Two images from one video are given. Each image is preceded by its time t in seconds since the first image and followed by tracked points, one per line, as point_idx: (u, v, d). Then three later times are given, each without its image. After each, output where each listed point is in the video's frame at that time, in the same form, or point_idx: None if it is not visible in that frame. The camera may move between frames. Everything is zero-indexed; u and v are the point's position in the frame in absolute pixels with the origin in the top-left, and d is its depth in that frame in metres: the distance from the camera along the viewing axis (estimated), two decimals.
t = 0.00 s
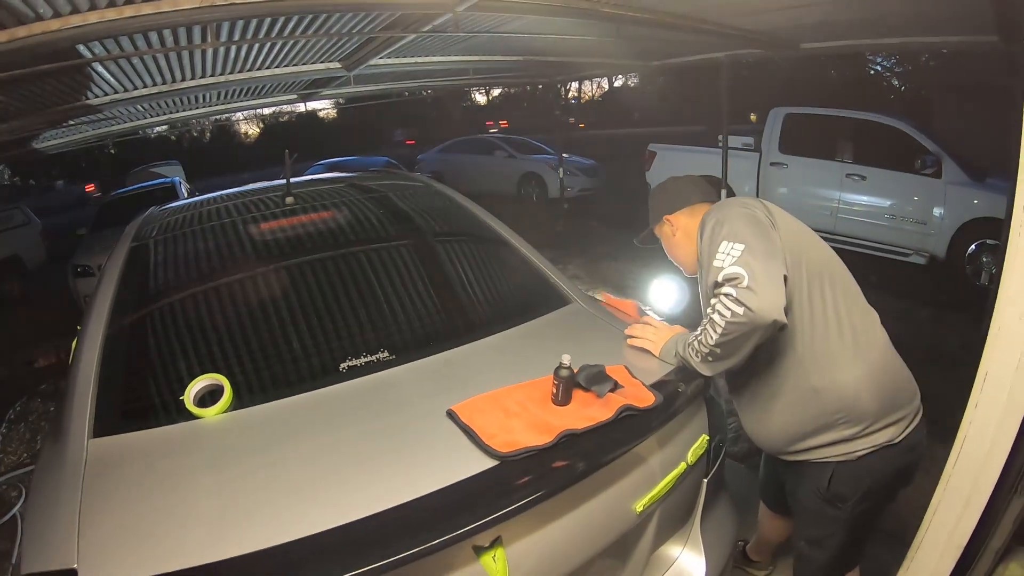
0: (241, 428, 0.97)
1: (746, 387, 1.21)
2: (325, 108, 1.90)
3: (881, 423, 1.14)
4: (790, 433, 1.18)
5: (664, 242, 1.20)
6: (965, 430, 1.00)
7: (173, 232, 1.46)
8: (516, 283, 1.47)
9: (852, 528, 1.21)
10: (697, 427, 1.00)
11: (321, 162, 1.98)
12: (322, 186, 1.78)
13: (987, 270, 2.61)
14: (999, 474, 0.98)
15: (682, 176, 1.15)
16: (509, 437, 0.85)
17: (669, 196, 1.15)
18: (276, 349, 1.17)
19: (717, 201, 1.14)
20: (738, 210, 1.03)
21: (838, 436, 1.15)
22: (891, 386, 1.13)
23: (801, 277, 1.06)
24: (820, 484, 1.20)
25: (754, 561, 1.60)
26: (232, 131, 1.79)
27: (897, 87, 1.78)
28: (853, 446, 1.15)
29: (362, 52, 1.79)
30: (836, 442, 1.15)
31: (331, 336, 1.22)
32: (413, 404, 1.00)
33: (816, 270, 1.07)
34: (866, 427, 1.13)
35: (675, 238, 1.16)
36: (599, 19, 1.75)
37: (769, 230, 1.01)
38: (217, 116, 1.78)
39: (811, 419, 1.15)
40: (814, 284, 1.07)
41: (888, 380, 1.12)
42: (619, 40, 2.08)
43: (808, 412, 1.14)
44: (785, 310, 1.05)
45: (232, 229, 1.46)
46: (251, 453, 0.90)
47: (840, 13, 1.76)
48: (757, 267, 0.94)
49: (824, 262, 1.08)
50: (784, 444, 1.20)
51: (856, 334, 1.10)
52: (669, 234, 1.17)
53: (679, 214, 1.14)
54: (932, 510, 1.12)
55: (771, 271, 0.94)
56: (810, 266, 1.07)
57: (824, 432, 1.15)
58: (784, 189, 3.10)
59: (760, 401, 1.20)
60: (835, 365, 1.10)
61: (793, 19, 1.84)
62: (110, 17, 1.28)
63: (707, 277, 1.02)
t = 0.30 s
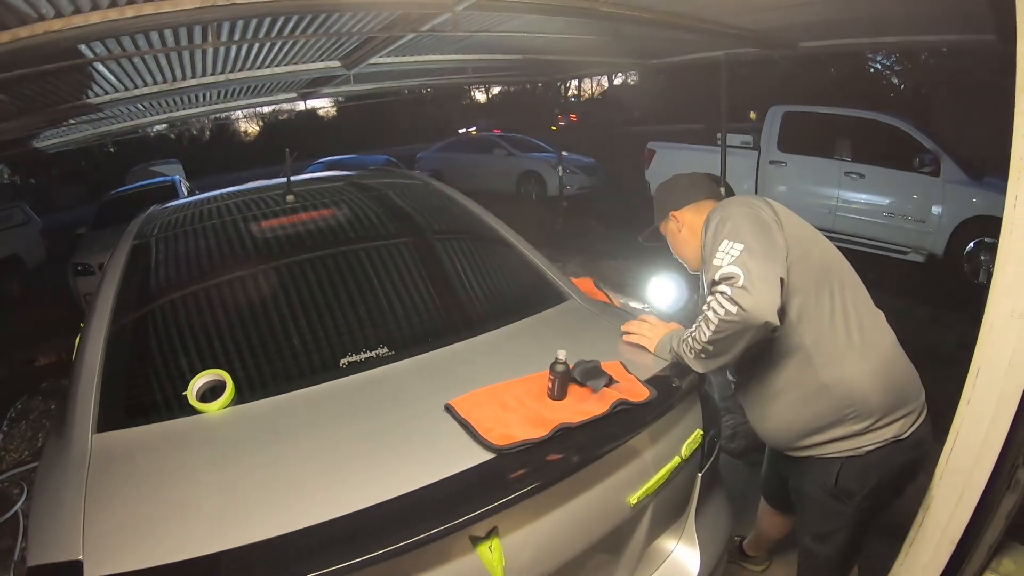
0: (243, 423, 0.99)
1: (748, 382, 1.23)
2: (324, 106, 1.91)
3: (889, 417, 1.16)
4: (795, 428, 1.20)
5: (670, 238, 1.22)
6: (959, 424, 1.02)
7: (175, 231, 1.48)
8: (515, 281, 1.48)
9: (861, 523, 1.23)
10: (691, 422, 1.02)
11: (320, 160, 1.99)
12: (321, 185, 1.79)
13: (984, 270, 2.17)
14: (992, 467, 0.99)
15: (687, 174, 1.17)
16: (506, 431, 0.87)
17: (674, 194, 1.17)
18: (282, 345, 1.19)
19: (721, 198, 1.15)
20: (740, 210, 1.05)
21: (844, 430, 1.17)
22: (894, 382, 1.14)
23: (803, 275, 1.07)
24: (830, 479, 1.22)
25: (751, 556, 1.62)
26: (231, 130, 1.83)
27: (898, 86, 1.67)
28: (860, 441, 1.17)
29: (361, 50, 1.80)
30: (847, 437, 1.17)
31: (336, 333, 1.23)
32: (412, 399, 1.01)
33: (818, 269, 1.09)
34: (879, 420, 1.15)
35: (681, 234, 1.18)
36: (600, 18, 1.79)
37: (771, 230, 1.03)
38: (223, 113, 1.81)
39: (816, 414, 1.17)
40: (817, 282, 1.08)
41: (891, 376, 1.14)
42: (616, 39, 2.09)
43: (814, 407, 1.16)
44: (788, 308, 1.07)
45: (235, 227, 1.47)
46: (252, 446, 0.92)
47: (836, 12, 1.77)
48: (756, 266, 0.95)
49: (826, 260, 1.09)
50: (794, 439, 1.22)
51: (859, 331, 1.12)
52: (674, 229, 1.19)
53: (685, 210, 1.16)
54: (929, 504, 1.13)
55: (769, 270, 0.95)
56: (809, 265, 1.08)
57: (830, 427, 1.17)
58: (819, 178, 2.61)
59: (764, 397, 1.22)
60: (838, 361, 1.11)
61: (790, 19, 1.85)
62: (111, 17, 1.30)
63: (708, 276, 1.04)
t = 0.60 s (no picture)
0: (245, 420, 0.99)
1: (742, 378, 1.24)
2: (323, 106, 1.93)
3: (876, 415, 1.16)
4: (786, 425, 1.21)
5: (675, 247, 1.22)
6: (956, 417, 1.03)
7: (176, 229, 1.48)
8: (516, 279, 1.49)
9: (846, 524, 1.24)
10: (691, 418, 1.03)
11: (320, 159, 1.99)
12: (322, 184, 1.79)
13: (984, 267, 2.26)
14: (991, 461, 0.99)
15: (688, 185, 1.19)
16: (508, 426, 0.88)
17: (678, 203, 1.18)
18: (279, 342, 1.20)
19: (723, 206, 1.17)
20: (735, 212, 1.07)
21: (829, 428, 1.17)
22: (886, 380, 1.15)
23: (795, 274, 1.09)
24: (814, 474, 1.23)
25: (749, 552, 1.63)
26: (231, 128, 1.81)
27: (897, 85, 1.70)
28: (846, 439, 1.18)
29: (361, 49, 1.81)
30: (830, 434, 1.18)
31: (334, 331, 1.24)
32: (414, 395, 1.02)
33: (810, 268, 1.11)
34: (861, 419, 1.16)
35: (685, 245, 1.18)
36: (599, 17, 1.78)
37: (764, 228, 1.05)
38: (223, 112, 1.80)
39: (804, 411, 1.17)
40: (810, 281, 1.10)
41: (884, 374, 1.14)
42: (614, 39, 2.10)
43: (801, 404, 1.17)
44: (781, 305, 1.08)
45: (236, 226, 1.49)
46: (255, 443, 0.93)
47: (834, 11, 1.78)
48: (754, 258, 0.97)
49: (818, 261, 1.12)
50: (781, 435, 1.23)
51: (852, 329, 1.13)
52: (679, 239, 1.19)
53: (688, 219, 1.16)
54: (927, 500, 1.14)
55: (767, 262, 0.97)
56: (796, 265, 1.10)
57: (816, 424, 1.18)
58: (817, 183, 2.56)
59: (757, 395, 1.23)
60: (828, 358, 1.12)
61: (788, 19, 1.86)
62: (112, 17, 1.31)
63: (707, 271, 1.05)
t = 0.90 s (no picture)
0: (245, 419, 0.99)
1: (741, 376, 1.24)
2: (323, 106, 1.93)
3: (872, 406, 1.16)
4: (784, 419, 1.21)
5: (666, 246, 1.22)
6: (957, 415, 1.02)
7: (175, 229, 1.49)
8: (515, 278, 1.49)
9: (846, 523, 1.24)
10: (690, 416, 1.02)
11: (320, 160, 1.99)
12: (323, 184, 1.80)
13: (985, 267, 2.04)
14: (992, 459, 0.99)
15: (678, 184, 1.19)
16: (507, 425, 0.88)
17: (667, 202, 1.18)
18: (278, 341, 1.20)
19: (714, 203, 1.17)
20: (725, 208, 1.08)
21: (825, 421, 1.18)
22: (881, 372, 1.15)
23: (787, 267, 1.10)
24: (811, 470, 1.24)
25: (750, 552, 1.63)
26: (230, 130, 1.84)
27: (897, 85, 1.67)
28: (842, 431, 1.18)
29: (360, 50, 1.80)
30: (825, 426, 1.18)
31: (332, 327, 1.25)
32: (413, 394, 1.02)
33: (801, 262, 1.11)
34: (857, 411, 1.16)
35: (675, 241, 1.18)
36: (601, 17, 1.84)
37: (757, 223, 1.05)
38: (223, 113, 1.83)
39: (800, 405, 1.18)
40: (802, 274, 1.11)
41: (878, 366, 1.15)
42: (613, 39, 2.09)
43: (796, 397, 1.17)
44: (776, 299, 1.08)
45: (235, 225, 1.49)
46: (253, 442, 0.92)
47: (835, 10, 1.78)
48: (749, 253, 0.97)
49: (809, 253, 1.12)
50: (777, 429, 1.23)
51: (845, 322, 1.14)
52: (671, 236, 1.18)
53: (676, 215, 1.17)
54: (926, 499, 1.14)
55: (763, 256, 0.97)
56: (791, 259, 1.11)
57: (812, 418, 1.18)
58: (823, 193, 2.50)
59: (754, 390, 1.23)
60: (823, 351, 1.13)
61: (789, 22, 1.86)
62: (111, 17, 1.31)
63: (702, 268, 1.06)
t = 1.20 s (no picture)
0: (242, 418, 1.00)
1: (740, 376, 1.24)
2: (323, 105, 1.90)
3: (873, 410, 1.16)
4: (783, 420, 1.21)
5: (672, 240, 1.24)
6: (953, 415, 1.03)
7: (175, 229, 1.49)
8: (514, 279, 1.49)
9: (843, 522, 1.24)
10: (687, 416, 1.03)
11: (320, 160, 1.99)
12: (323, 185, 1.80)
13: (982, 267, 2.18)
14: (989, 458, 0.99)
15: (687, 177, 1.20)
16: (503, 424, 0.88)
17: (675, 196, 1.19)
18: (278, 341, 1.20)
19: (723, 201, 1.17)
20: (730, 209, 1.07)
21: (825, 422, 1.18)
22: (880, 373, 1.15)
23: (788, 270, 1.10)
24: (812, 474, 1.24)
25: (748, 552, 1.63)
26: (230, 130, 1.81)
27: (896, 86, 1.68)
28: (843, 433, 1.18)
29: (359, 50, 1.81)
30: (824, 427, 1.19)
31: (332, 327, 1.25)
32: (411, 393, 1.02)
33: (802, 263, 1.12)
34: (859, 413, 1.16)
35: (683, 235, 1.20)
36: (600, 18, 1.83)
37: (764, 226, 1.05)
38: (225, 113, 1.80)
39: (800, 406, 1.18)
40: (803, 276, 1.11)
41: (876, 366, 1.16)
42: (612, 39, 2.09)
43: (796, 399, 1.18)
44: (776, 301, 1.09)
45: (234, 225, 1.49)
46: (249, 442, 0.93)
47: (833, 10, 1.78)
48: (752, 257, 0.97)
49: (810, 255, 1.12)
50: (779, 430, 1.23)
51: (844, 322, 1.14)
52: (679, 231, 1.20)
53: (687, 210, 1.18)
54: (922, 499, 1.14)
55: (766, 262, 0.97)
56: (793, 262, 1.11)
57: (813, 419, 1.18)
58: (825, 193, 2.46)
59: (754, 390, 1.23)
60: (822, 351, 1.13)
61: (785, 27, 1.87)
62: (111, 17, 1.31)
63: (704, 271, 1.05)
